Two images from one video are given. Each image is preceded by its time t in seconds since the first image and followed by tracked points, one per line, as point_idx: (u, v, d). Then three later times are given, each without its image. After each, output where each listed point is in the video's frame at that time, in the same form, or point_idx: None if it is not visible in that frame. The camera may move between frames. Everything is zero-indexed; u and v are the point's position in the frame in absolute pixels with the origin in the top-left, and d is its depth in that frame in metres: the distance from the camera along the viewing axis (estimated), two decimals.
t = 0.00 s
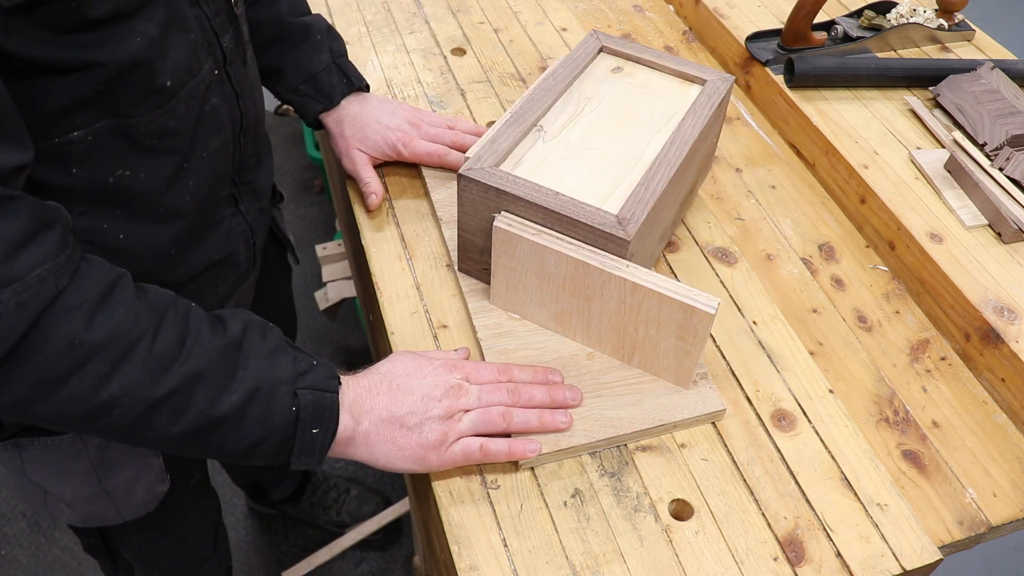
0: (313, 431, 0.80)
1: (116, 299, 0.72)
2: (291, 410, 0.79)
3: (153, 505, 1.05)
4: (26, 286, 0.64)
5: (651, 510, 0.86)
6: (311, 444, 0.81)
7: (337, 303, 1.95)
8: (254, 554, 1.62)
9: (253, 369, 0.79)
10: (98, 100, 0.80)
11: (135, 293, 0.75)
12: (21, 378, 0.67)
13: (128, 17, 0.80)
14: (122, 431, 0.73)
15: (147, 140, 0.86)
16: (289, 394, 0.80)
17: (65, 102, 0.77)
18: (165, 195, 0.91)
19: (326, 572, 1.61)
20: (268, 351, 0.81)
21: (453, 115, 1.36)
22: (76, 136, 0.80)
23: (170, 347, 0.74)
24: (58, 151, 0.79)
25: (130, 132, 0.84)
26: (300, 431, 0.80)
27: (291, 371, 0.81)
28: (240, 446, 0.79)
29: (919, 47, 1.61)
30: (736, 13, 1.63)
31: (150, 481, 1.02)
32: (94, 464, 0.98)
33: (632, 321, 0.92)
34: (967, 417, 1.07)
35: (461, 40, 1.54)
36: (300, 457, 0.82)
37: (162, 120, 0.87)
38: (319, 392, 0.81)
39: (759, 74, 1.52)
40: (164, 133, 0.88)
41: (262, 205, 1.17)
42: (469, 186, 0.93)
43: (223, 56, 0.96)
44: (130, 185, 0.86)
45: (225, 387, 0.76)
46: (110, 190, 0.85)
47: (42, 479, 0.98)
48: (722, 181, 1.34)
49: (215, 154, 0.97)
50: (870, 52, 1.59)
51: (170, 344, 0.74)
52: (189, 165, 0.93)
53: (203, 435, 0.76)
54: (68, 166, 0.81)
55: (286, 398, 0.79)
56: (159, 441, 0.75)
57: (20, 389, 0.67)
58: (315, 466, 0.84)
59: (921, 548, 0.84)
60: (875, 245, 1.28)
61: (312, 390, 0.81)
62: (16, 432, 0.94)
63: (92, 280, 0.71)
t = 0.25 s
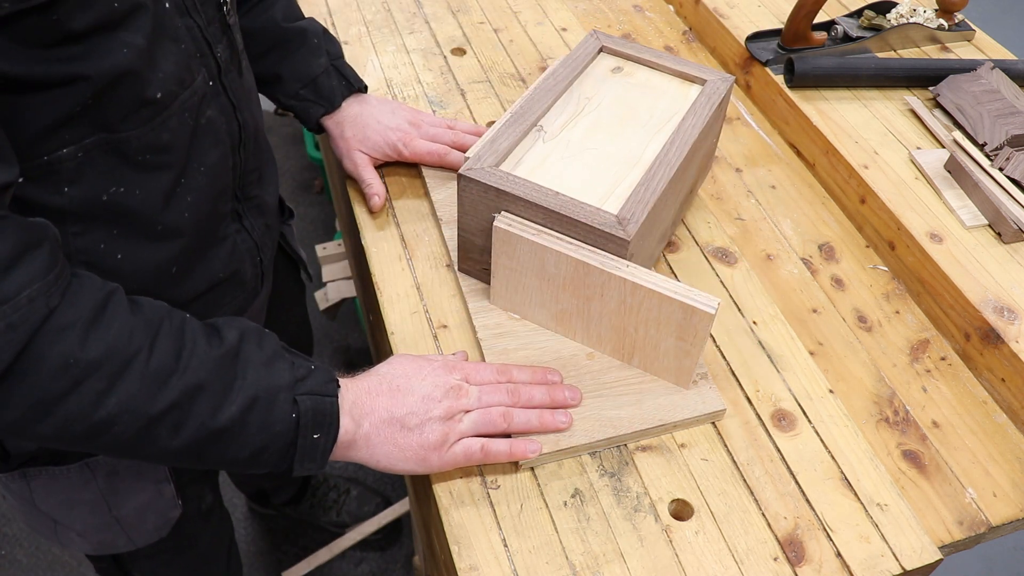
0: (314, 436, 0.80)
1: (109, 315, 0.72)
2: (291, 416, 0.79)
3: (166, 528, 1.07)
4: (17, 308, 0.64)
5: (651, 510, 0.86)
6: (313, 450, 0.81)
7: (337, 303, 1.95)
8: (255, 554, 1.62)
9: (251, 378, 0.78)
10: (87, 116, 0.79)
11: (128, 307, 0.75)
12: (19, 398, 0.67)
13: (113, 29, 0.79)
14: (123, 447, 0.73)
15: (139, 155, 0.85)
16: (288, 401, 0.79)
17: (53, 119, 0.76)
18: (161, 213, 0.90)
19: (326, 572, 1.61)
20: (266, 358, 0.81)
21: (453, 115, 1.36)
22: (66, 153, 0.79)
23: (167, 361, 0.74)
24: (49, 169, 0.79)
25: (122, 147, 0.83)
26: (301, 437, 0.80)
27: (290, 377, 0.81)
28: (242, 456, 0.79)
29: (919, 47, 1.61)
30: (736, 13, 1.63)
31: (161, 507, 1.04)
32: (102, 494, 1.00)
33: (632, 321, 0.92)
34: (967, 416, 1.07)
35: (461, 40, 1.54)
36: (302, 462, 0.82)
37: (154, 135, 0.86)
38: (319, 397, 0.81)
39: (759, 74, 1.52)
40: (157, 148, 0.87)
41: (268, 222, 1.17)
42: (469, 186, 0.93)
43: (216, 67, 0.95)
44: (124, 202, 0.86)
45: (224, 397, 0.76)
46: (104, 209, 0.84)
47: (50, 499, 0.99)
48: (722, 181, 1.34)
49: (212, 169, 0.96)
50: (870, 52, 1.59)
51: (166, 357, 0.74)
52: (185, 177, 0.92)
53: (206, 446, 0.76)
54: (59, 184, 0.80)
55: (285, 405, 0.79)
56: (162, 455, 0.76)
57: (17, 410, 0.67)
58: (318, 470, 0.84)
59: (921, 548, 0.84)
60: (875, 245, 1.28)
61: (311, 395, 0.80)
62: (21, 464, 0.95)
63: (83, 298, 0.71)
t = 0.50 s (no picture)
0: (316, 441, 0.81)
1: (105, 331, 0.72)
2: (292, 423, 0.80)
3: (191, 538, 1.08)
4: (11, 334, 0.63)
5: (651, 510, 0.86)
6: (315, 453, 0.81)
7: (337, 303, 1.95)
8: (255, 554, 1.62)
9: (250, 386, 0.78)
10: (82, 124, 0.79)
11: (123, 323, 0.74)
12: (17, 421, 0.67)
13: (102, 31, 0.79)
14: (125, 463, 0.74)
15: (139, 160, 0.85)
16: (288, 407, 0.79)
17: (48, 127, 0.76)
18: (164, 218, 0.90)
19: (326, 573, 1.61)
20: (264, 366, 0.80)
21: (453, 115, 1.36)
22: (64, 162, 0.79)
23: (165, 376, 0.73)
24: (47, 180, 0.78)
25: (121, 153, 0.83)
26: (302, 442, 0.80)
27: (289, 383, 0.80)
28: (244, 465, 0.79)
29: (919, 47, 1.61)
30: (736, 13, 1.63)
31: (184, 518, 1.04)
32: (124, 511, 1.00)
33: (632, 321, 0.92)
34: (967, 417, 1.07)
35: (461, 40, 1.54)
36: (304, 467, 0.83)
37: (152, 138, 0.85)
38: (319, 401, 0.81)
39: (759, 74, 1.52)
40: (156, 151, 0.86)
41: (277, 223, 1.17)
42: (469, 186, 0.93)
43: (212, 67, 0.94)
44: (127, 209, 0.85)
45: (223, 408, 0.76)
46: (107, 217, 0.84)
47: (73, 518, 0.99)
48: (722, 181, 1.34)
49: (215, 171, 0.96)
50: (870, 52, 1.59)
51: (164, 371, 0.74)
52: (186, 181, 0.92)
53: (207, 458, 0.77)
54: (60, 195, 0.80)
55: (285, 411, 0.79)
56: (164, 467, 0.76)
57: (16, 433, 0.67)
58: (320, 475, 0.84)
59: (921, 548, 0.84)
60: (875, 245, 1.28)
61: (311, 400, 0.80)
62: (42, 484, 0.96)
63: (78, 316, 0.70)
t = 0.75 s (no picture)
0: (319, 441, 0.81)
1: (93, 357, 0.72)
2: (293, 426, 0.80)
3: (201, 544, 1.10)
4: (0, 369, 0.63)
5: (651, 510, 0.86)
6: (319, 455, 0.81)
7: (337, 303, 1.95)
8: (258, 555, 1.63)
9: (246, 394, 0.78)
10: (66, 134, 0.79)
11: (110, 346, 0.74)
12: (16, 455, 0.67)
13: (79, 37, 0.79)
14: (130, 488, 0.74)
15: (125, 168, 0.85)
16: (288, 411, 0.80)
17: (34, 139, 0.76)
18: (155, 225, 0.90)
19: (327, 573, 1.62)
20: (257, 373, 0.80)
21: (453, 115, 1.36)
22: (51, 176, 0.79)
23: (158, 396, 0.73)
24: (35, 195, 0.78)
25: (107, 161, 0.83)
26: (306, 445, 0.80)
27: (284, 386, 0.81)
28: (249, 476, 0.79)
29: (919, 47, 1.61)
30: (736, 13, 1.63)
31: (194, 526, 1.06)
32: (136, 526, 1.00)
33: (632, 321, 0.92)
34: (967, 416, 1.07)
35: (461, 40, 1.54)
36: (311, 472, 0.83)
37: (138, 144, 0.85)
38: (318, 401, 0.81)
39: (759, 74, 1.52)
40: (143, 157, 0.86)
41: (262, 221, 1.17)
42: (469, 186, 0.93)
43: (190, 67, 0.95)
44: (118, 219, 0.85)
45: (221, 422, 0.76)
46: (98, 229, 0.84)
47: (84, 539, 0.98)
48: (722, 181, 1.34)
49: (201, 171, 0.96)
50: (870, 52, 1.59)
51: (157, 393, 0.74)
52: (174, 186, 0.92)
53: (211, 473, 0.77)
54: (48, 210, 0.79)
55: (285, 414, 0.80)
56: (170, 488, 0.77)
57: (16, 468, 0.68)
58: (327, 475, 0.84)
59: (921, 548, 0.84)
60: (875, 245, 1.28)
61: (310, 401, 0.80)
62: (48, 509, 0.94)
63: (64, 343, 0.70)
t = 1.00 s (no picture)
0: (319, 463, 0.80)
1: (101, 377, 0.72)
2: (295, 447, 0.79)
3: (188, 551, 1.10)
4: (10, 392, 0.63)
5: (651, 510, 0.86)
6: (319, 476, 0.81)
7: (337, 302, 1.95)
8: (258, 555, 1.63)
9: (250, 415, 0.78)
10: (55, 153, 0.79)
11: (118, 366, 0.74)
12: (21, 475, 0.67)
13: (65, 53, 0.79)
14: (135, 509, 0.74)
15: (110, 184, 0.85)
16: (290, 432, 0.79)
17: (24, 156, 0.76)
18: (140, 239, 0.90)
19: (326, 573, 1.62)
20: (260, 394, 0.80)
21: (453, 115, 1.36)
22: (37, 195, 0.78)
23: (165, 417, 0.74)
24: (22, 215, 0.77)
25: (92, 179, 0.83)
26: (307, 466, 0.80)
27: (286, 408, 0.80)
28: (253, 496, 0.79)
29: (919, 47, 1.61)
30: (736, 13, 1.63)
31: (183, 532, 1.07)
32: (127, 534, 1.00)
33: (632, 321, 0.92)
34: (967, 416, 1.07)
35: (461, 40, 1.54)
36: (311, 492, 0.83)
37: (122, 160, 0.86)
38: (318, 423, 0.81)
39: (759, 74, 1.52)
40: (126, 172, 0.87)
41: (235, 227, 1.17)
42: (469, 186, 0.93)
43: (169, 79, 0.96)
44: (103, 235, 0.85)
45: (226, 443, 0.76)
46: (83, 246, 0.84)
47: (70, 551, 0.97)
48: (722, 181, 1.34)
49: (182, 184, 0.97)
50: (870, 52, 1.59)
51: (164, 414, 0.74)
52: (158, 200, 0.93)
53: (215, 494, 0.77)
54: (33, 229, 0.79)
55: (288, 436, 0.79)
56: (174, 508, 0.76)
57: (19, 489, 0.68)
58: (326, 496, 0.84)
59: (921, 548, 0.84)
60: (875, 245, 1.28)
61: (312, 423, 0.80)
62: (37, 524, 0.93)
63: (73, 365, 0.70)
